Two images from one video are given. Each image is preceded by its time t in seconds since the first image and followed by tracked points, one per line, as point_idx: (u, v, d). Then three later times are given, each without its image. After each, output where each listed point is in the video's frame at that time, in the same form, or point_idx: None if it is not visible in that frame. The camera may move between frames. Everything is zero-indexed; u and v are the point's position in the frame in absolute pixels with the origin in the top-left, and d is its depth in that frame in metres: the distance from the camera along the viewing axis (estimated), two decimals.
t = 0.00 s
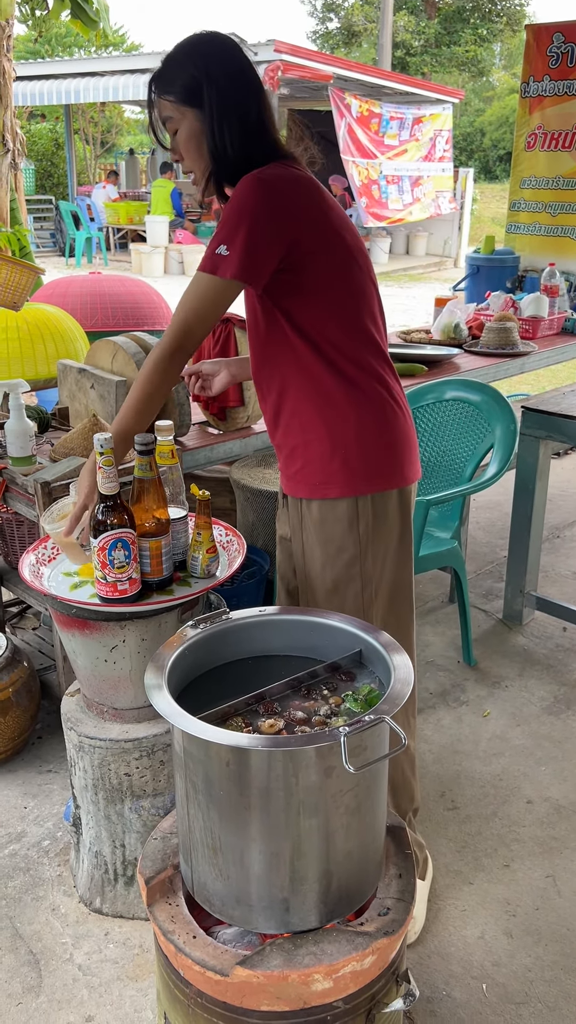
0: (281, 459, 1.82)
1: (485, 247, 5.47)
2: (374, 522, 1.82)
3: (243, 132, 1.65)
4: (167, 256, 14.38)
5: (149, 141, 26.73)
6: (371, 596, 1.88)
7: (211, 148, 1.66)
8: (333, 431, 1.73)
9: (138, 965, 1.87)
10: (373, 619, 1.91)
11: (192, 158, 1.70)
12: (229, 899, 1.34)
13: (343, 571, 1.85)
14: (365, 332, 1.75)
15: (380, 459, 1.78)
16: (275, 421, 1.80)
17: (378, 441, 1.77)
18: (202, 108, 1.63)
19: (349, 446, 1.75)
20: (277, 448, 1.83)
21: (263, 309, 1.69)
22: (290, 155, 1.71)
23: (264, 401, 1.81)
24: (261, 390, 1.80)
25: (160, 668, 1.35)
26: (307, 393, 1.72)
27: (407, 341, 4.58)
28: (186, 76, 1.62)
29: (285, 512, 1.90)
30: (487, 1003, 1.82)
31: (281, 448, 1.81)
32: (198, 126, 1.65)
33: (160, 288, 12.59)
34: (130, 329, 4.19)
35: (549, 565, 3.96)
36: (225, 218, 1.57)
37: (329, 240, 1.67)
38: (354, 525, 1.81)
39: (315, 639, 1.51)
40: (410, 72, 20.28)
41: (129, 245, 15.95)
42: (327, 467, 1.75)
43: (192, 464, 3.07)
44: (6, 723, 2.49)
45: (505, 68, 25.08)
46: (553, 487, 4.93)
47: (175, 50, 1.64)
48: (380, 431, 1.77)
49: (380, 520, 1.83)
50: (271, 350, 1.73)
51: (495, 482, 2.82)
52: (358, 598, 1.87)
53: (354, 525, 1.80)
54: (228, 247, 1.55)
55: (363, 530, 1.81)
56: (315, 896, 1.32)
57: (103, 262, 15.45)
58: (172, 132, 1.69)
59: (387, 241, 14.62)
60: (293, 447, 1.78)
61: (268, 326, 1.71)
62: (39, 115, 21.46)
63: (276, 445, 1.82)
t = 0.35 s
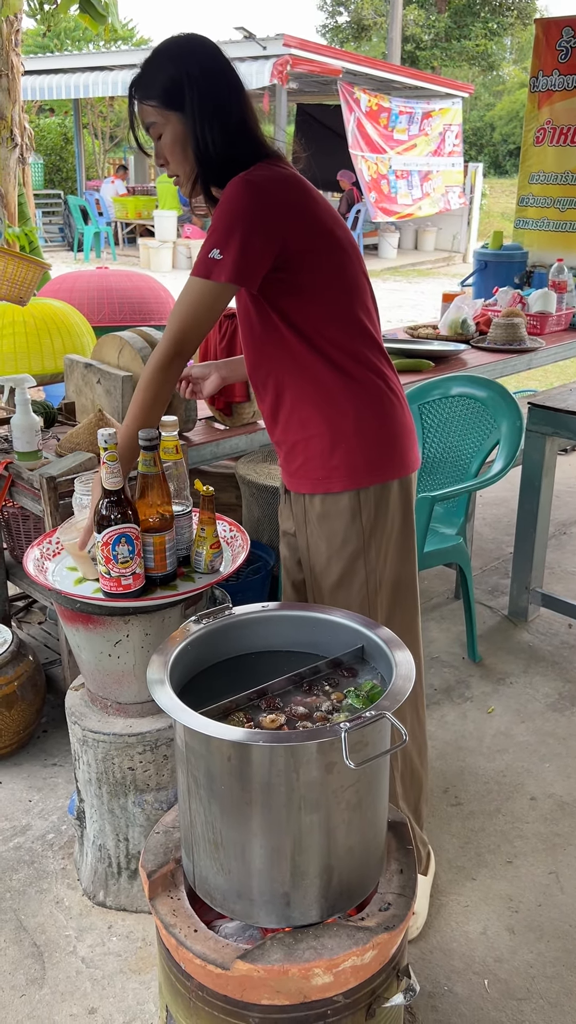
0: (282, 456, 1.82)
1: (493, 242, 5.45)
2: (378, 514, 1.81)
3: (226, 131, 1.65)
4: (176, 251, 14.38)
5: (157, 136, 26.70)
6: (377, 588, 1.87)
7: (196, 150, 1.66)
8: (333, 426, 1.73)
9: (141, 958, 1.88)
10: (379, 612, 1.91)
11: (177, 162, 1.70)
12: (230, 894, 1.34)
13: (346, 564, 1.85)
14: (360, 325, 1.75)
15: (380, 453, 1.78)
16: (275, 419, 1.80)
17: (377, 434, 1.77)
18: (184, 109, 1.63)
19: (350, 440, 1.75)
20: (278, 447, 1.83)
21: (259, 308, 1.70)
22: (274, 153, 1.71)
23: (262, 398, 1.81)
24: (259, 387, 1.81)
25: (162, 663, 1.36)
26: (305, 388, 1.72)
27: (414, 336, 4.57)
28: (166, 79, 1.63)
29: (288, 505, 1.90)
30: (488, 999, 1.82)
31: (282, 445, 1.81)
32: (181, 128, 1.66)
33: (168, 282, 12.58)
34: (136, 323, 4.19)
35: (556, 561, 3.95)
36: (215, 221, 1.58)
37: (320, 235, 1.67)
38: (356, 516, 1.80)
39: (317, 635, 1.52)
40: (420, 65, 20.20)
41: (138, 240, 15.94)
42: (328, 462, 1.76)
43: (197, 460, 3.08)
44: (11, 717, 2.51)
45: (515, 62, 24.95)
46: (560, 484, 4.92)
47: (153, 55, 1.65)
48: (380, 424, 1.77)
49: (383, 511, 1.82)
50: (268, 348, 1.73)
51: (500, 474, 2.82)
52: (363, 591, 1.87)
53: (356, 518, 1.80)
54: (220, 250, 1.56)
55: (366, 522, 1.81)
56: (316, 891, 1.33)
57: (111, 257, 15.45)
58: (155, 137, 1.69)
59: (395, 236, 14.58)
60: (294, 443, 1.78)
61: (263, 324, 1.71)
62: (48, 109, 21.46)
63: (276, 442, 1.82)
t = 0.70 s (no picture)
0: (277, 451, 1.81)
1: (497, 241, 5.45)
2: (379, 513, 1.84)
3: (249, 114, 1.63)
4: (181, 248, 14.38)
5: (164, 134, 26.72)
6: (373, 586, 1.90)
7: (218, 133, 1.64)
8: (336, 423, 1.74)
9: (136, 954, 1.89)
10: (372, 611, 1.92)
11: (193, 146, 1.67)
12: (222, 890, 1.35)
13: (343, 562, 1.86)
14: (367, 326, 1.76)
15: (381, 451, 1.80)
16: (272, 411, 1.79)
17: (379, 434, 1.79)
18: (207, 92, 1.60)
19: (352, 438, 1.76)
20: (271, 439, 1.82)
21: (271, 299, 1.68)
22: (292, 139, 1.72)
23: (259, 391, 1.80)
24: (256, 379, 1.79)
25: (154, 661, 1.36)
26: (307, 385, 1.73)
27: (416, 335, 4.57)
28: (187, 61, 1.60)
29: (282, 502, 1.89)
30: (482, 996, 1.82)
31: (277, 440, 1.80)
32: (200, 111, 1.63)
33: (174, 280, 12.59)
34: (139, 321, 4.20)
35: (557, 560, 3.95)
36: (248, 203, 1.55)
37: (341, 232, 1.68)
38: (357, 515, 1.81)
39: (310, 632, 1.52)
40: (427, 63, 20.16)
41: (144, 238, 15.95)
42: (328, 458, 1.76)
43: (198, 458, 3.08)
44: (10, 713, 2.52)
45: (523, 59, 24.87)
46: (563, 482, 4.91)
47: (169, 36, 1.62)
48: (382, 425, 1.79)
49: (383, 511, 1.84)
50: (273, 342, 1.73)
51: (501, 474, 2.84)
52: (360, 589, 1.88)
53: (357, 516, 1.81)
54: (255, 232, 1.53)
55: (368, 520, 1.83)
56: (307, 887, 1.33)
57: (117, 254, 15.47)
58: (171, 120, 1.65)
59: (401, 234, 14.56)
60: (292, 438, 1.77)
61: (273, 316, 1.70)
62: (55, 107, 21.49)
63: (271, 437, 1.81)
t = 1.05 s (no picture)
0: (275, 453, 1.80)
1: (497, 241, 5.44)
2: (375, 522, 1.85)
3: (274, 103, 1.59)
4: (184, 249, 14.40)
5: (168, 135, 26.77)
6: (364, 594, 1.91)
7: (240, 122, 1.59)
8: (339, 430, 1.74)
9: (128, 953, 1.90)
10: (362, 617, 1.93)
11: (212, 131, 1.59)
12: (208, 889, 1.35)
13: (338, 569, 1.85)
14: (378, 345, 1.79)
15: (381, 460, 1.81)
16: (274, 413, 1.78)
17: (379, 443, 1.80)
18: (233, 78, 1.55)
19: (355, 445, 1.76)
20: (269, 440, 1.80)
21: (298, 305, 1.68)
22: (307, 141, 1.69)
23: (261, 393, 1.79)
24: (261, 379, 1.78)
25: (142, 661, 1.37)
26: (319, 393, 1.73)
27: (415, 335, 4.57)
28: (216, 45, 1.54)
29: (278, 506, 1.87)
30: (472, 996, 1.83)
31: (275, 443, 1.79)
32: (223, 96, 1.56)
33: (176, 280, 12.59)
34: (138, 322, 4.20)
35: (555, 561, 3.95)
36: (308, 203, 1.56)
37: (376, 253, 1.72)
38: (354, 521, 1.81)
39: (298, 632, 1.52)
40: (431, 63, 20.13)
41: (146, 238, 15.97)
42: (329, 463, 1.75)
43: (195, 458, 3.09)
44: (6, 713, 2.52)
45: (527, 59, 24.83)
46: (562, 483, 4.91)
47: (196, 20, 1.57)
48: (384, 442, 1.81)
49: (379, 519, 1.85)
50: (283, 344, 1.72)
51: (495, 474, 2.84)
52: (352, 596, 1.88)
53: (354, 522, 1.81)
54: (338, 241, 1.56)
55: (364, 528, 1.83)
56: (293, 887, 1.34)
57: (120, 255, 15.50)
58: (190, 103, 1.58)
59: (404, 234, 14.56)
60: (293, 442, 1.76)
61: (288, 319, 1.70)
62: (59, 108, 21.52)
63: (270, 439, 1.80)
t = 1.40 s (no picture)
0: (283, 462, 1.77)
1: (493, 243, 5.46)
2: (385, 526, 1.85)
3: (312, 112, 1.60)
4: (183, 251, 14.43)
5: (168, 137, 26.85)
6: (375, 599, 1.89)
7: (277, 123, 1.58)
8: (352, 440, 1.73)
9: (120, 953, 1.91)
10: (372, 623, 1.90)
11: (247, 124, 1.56)
12: (196, 889, 1.37)
13: (352, 574, 1.82)
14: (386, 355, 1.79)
15: (389, 469, 1.80)
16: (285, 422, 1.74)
17: (388, 453, 1.79)
18: (278, 78, 1.54)
19: (367, 455, 1.75)
20: (279, 448, 1.77)
21: (318, 315, 1.66)
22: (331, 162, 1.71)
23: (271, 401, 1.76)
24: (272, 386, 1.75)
25: (130, 664, 1.38)
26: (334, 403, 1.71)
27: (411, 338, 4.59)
28: (268, 40, 1.53)
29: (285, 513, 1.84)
30: (462, 996, 1.84)
31: (285, 452, 1.76)
32: (265, 94, 1.55)
33: (175, 282, 12.61)
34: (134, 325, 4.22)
35: (549, 562, 3.96)
36: (338, 214, 1.54)
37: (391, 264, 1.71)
38: (368, 526, 1.80)
39: (287, 634, 1.54)
40: (430, 65, 20.14)
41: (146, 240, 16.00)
42: (341, 473, 1.74)
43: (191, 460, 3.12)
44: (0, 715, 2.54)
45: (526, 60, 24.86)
46: (558, 485, 4.92)
47: (248, 12, 1.56)
48: (392, 452, 1.81)
49: (387, 523, 1.85)
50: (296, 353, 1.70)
51: (488, 476, 2.85)
52: (365, 602, 1.86)
53: (368, 527, 1.80)
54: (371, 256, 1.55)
55: (377, 533, 1.82)
56: (279, 886, 1.35)
57: (120, 257, 15.53)
58: (230, 90, 1.54)
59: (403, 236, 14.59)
60: (304, 451, 1.74)
61: (304, 329, 1.67)
62: (59, 110, 21.56)
63: (280, 449, 1.77)
